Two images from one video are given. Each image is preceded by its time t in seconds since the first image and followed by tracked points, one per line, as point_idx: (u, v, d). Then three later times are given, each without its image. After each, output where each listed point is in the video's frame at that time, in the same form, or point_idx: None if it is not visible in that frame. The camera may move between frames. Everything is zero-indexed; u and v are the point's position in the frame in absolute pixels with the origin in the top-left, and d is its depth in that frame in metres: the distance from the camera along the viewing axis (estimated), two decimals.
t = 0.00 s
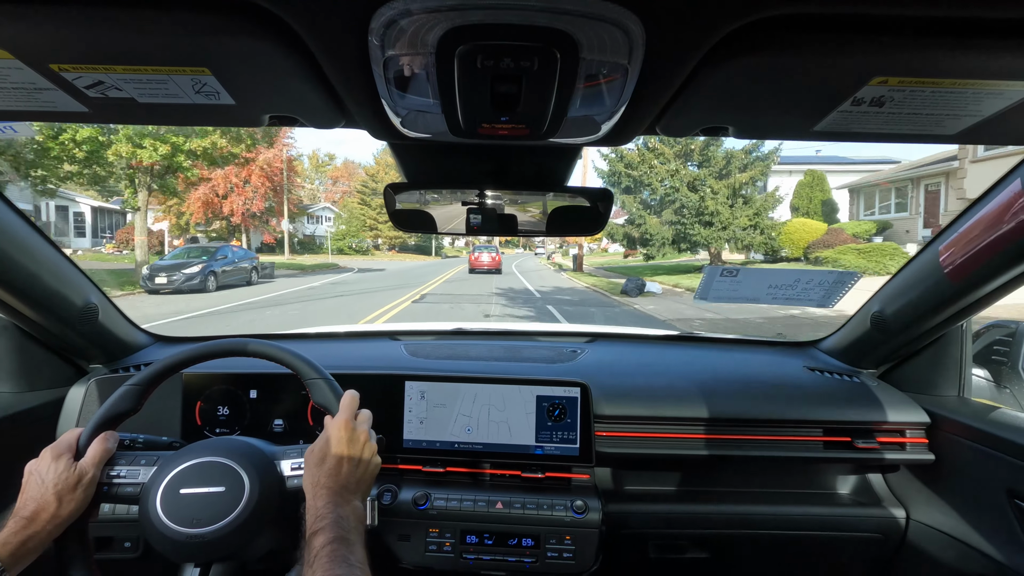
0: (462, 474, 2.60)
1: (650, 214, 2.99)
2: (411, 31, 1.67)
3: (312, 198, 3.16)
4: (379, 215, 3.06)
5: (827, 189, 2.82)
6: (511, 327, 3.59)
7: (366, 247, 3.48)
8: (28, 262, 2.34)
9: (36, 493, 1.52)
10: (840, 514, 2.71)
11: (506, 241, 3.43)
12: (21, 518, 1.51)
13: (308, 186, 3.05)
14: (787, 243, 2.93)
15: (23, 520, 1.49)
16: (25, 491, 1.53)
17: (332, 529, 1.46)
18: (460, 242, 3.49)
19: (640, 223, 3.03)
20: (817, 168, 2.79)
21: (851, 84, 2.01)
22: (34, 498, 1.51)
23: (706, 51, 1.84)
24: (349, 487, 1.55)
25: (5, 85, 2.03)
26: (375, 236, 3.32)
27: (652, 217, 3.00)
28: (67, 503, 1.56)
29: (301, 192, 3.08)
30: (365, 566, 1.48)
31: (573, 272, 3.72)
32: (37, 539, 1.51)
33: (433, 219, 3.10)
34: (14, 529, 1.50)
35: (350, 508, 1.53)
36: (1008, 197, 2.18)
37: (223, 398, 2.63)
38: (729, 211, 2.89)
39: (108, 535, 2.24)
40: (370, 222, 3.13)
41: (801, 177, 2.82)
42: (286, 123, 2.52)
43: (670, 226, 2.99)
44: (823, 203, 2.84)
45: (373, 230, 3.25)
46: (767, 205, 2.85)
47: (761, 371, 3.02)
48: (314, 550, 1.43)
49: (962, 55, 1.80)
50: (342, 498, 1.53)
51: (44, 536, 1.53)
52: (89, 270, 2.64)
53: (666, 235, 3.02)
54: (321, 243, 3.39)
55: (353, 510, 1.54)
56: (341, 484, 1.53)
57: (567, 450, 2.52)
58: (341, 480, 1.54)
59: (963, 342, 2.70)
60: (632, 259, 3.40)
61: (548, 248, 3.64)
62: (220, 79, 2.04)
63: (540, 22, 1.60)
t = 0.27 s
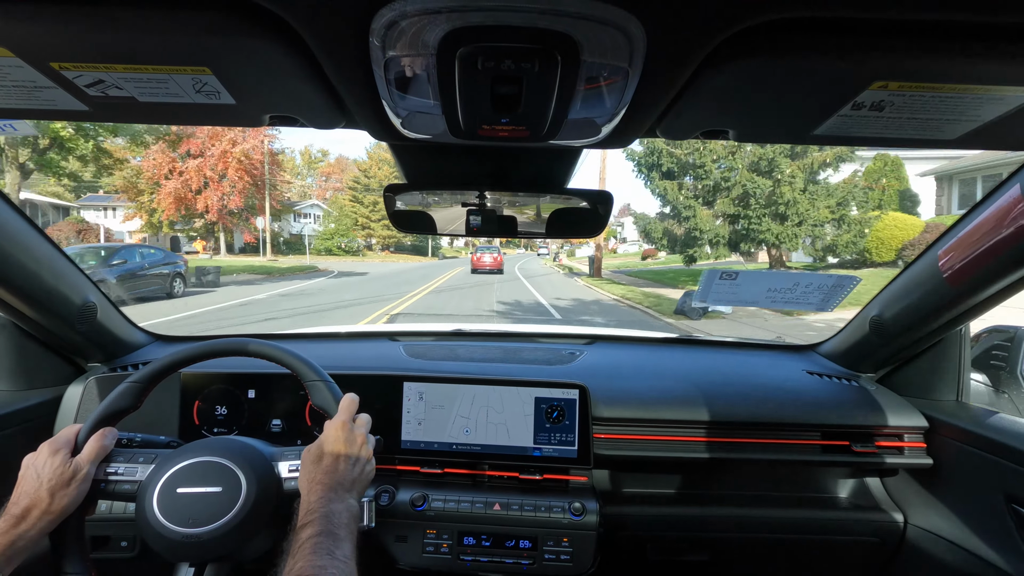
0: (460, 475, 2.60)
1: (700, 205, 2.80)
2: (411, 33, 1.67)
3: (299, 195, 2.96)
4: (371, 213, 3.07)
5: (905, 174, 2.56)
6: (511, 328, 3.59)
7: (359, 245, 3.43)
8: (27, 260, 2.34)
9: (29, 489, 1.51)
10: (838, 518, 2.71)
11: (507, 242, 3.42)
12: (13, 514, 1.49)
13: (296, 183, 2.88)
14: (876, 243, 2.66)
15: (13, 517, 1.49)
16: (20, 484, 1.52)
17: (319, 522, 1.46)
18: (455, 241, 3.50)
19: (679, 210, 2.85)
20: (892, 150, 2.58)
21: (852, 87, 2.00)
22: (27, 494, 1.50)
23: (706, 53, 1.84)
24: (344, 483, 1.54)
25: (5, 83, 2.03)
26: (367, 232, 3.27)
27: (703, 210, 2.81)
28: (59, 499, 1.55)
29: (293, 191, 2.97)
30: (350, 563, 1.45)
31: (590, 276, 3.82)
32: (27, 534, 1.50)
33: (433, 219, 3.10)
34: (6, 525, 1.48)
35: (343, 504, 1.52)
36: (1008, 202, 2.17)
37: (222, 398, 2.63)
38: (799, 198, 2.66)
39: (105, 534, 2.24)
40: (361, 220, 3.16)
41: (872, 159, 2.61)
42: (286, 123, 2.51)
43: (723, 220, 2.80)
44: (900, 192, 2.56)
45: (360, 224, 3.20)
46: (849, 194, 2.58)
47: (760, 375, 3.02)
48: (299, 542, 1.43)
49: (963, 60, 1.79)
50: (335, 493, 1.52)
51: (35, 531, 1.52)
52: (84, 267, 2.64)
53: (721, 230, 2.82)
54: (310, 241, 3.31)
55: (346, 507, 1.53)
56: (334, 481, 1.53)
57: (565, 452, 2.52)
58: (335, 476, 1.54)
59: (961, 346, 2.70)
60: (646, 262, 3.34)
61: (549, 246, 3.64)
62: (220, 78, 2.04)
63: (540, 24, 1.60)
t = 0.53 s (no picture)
0: (458, 476, 2.60)
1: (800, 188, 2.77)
2: (413, 33, 1.67)
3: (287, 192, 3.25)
4: (361, 210, 3.20)
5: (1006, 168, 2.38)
6: (510, 329, 3.59)
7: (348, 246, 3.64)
8: (28, 258, 2.34)
9: (25, 487, 1.50)
10: (837, 521, 2.71)
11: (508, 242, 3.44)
12: (9, 515, 1.48)
13: (283, 177, 3.04)
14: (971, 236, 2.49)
15: (9, 517, 1.47)
16: (16, 483, 1.51)
17: (302, 510, 1.46)
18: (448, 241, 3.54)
19: (754, 190, 2.83)
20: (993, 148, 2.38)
21: (853, 91, 2.01)
22: (23, 492, 1.49)
23: (708, 56, 1.84)
24: (333, 477, 1.54)
25: (6, 81, 2.03)
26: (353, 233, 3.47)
27: (802, 194, 2.77)
28: (55, 498, 1.53)
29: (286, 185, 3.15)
30: (329, 555, 1.42)
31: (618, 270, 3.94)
32: (23, 535, 1.49)
33: (433, 219, 3.11)
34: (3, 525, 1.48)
35: (330, 498, 1.51)
36: (1006, 206, 2.18)
37: (220, 397, 2.62)
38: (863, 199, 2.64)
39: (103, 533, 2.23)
40: (353, 218, 3.33)
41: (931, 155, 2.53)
42: (287, 123, 2.52)
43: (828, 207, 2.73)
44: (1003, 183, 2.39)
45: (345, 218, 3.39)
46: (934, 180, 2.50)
47: (760, 377, 3.02)
48: (280, 528, 1.43)
49: (964, 64, 1.79)
50: (322, 486, 1.51)
51: (31, 532, 1.50)
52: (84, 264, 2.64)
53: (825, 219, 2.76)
54: (291, 240, 3.50)
55: (334, 501, 1.51)
56: (324, 474, 1.53)
57: (563, 454, 2.52)
58: (326, 469, 1.53)
59: (961, 351, 2.69)
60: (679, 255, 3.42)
61: (549, 246, 3.66)
62: (222, 78, 2.05)
63: (542, 26, 1.60)
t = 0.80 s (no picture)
0: (458, 477, 2.60)
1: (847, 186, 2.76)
2: (413, 34, 1.67)
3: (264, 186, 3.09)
4: (350, 207, 3.23)
5: None
6: (509, 330, 3.59)
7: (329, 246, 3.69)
8: (27, 259, 2.33)
9: (27, 486, 1.50)
10: (837, 523, 2.70)
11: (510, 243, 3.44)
12: (9, 513, 1.48)
13: (271, 174, 2.96)
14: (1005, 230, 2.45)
15: (11, 515, 1.47)
16: (19, 481, 1.52)
17: (314, 522, 1.45)
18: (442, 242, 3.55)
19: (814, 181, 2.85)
20: None
21: (853, 92, 2.01)
22: (25, 490, 1.49)
23: (709, 57, 1.84)
24: (338, 483, 1.53)
25: (6, 81, 2.03)
26: (339, 231, 3.56)
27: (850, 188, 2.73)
28: (58, 496, 1.53)
29: (271, 179, 3.02)
30: (342, 567, 1.44)
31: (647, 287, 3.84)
32: (25, 533, 1.49)
33: (433, 221, 3.11)
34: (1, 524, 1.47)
35: (336, 505, 1.51)
36: (1006, 207, 2.18)
37: (220, 397, 2.62)
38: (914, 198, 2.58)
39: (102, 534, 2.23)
40: (340, 215, 3.39)
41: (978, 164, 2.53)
42: (287, 124, 2.52)
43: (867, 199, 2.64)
44: None
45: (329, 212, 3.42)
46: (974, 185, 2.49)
47: (759, 378, 3.02)
48: (292, 541, 1.43)
49: (964, 65, 1.80)
50: (328, 493, 1.51)
51: (33, 530, 1.50)
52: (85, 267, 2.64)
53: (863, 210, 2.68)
54: (275, 239, 3.44)
55: (340, 508, 1.51)
56: (331, 481, 1.52)
57: (563, 455, 2.52)
58: (331, 475, 1.53)
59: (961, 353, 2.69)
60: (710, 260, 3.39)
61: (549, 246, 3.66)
62: (222, 78, 2.05)
63: (542, 26, 1.60)
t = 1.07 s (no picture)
0: (460, 473, 2.61)
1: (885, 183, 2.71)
2: (415, 30, 1.67)
3: (245, 180, 2.90)
4: (336, 204, 3.19)
5: None
6: (511, 327, 3.59)
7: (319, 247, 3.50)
8: (29, 255, 2.34)
9: (36, 479, 1.55)
10: (838, 518, 2.71)
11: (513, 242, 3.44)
12: (20, 504, 1.54)
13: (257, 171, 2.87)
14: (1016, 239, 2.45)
15: (20, 505, 1.53)
16: (29, 472, 1.56)
17: (346, 535, 1.47)
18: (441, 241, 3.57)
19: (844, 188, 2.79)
20: None
21: (855, 88, 2.00)
22: (34, 483, 1.54)
23: (710, 53, 1.84)
24: (357, 486, 1.55)
25: (7, 78, 2.03)
26: (325, 230, 3.37)
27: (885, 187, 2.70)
28: (65, 489, 1.57)
29: (254, 175, 2.88)
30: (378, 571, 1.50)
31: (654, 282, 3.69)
32: (35, 522, 1.55)
33: (434, 218, 3.11)
34: (13, 514, 1.54)
35: (360, 509, 1.54)
36: (1008, 203, 2.17)
37: (222, 394, 2.63)
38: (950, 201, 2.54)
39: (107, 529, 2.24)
40: (325, 213, 3.25)
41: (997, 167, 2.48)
42: (289, 121, 2.52)
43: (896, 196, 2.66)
44: None
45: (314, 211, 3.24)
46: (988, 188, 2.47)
47: (760, 375, 3.03)
48: (329, 560, 1.44)
49: (966, 61, 1.79)
50: (350, 499, 1.53)
51: (42, 519, 1.56)
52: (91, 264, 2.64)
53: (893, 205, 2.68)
54: (251, 239, 3.20)
55: (362, 511, 1.54)
56: (350, 486, 1.54)
57: (565, 451, 2.52)
58: (349, 479, 1.54)
59: (961, 349, 2.69)
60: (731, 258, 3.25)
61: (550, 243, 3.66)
62: (223, 75, 2.05)
63: (544, 23, 1.60)
